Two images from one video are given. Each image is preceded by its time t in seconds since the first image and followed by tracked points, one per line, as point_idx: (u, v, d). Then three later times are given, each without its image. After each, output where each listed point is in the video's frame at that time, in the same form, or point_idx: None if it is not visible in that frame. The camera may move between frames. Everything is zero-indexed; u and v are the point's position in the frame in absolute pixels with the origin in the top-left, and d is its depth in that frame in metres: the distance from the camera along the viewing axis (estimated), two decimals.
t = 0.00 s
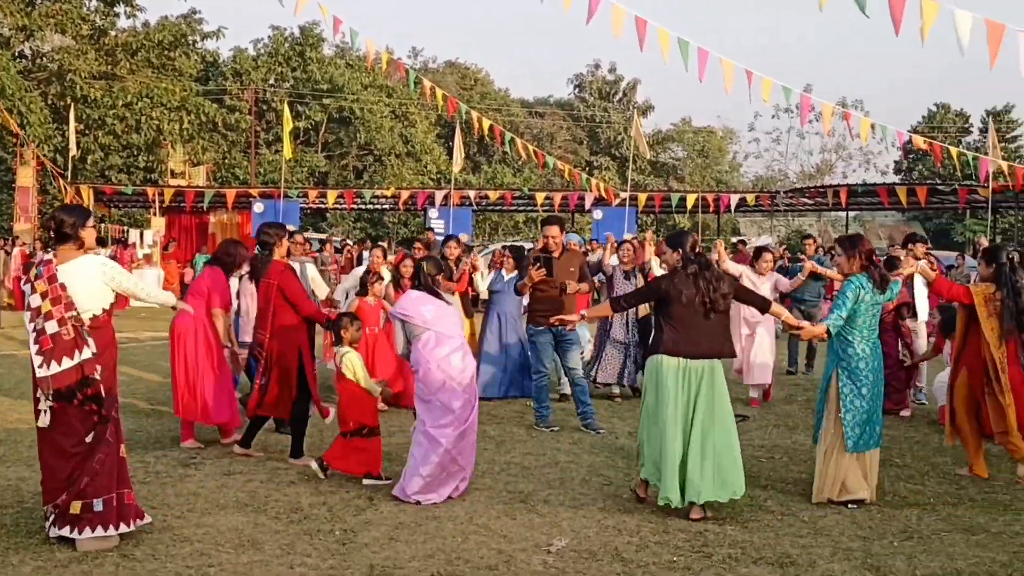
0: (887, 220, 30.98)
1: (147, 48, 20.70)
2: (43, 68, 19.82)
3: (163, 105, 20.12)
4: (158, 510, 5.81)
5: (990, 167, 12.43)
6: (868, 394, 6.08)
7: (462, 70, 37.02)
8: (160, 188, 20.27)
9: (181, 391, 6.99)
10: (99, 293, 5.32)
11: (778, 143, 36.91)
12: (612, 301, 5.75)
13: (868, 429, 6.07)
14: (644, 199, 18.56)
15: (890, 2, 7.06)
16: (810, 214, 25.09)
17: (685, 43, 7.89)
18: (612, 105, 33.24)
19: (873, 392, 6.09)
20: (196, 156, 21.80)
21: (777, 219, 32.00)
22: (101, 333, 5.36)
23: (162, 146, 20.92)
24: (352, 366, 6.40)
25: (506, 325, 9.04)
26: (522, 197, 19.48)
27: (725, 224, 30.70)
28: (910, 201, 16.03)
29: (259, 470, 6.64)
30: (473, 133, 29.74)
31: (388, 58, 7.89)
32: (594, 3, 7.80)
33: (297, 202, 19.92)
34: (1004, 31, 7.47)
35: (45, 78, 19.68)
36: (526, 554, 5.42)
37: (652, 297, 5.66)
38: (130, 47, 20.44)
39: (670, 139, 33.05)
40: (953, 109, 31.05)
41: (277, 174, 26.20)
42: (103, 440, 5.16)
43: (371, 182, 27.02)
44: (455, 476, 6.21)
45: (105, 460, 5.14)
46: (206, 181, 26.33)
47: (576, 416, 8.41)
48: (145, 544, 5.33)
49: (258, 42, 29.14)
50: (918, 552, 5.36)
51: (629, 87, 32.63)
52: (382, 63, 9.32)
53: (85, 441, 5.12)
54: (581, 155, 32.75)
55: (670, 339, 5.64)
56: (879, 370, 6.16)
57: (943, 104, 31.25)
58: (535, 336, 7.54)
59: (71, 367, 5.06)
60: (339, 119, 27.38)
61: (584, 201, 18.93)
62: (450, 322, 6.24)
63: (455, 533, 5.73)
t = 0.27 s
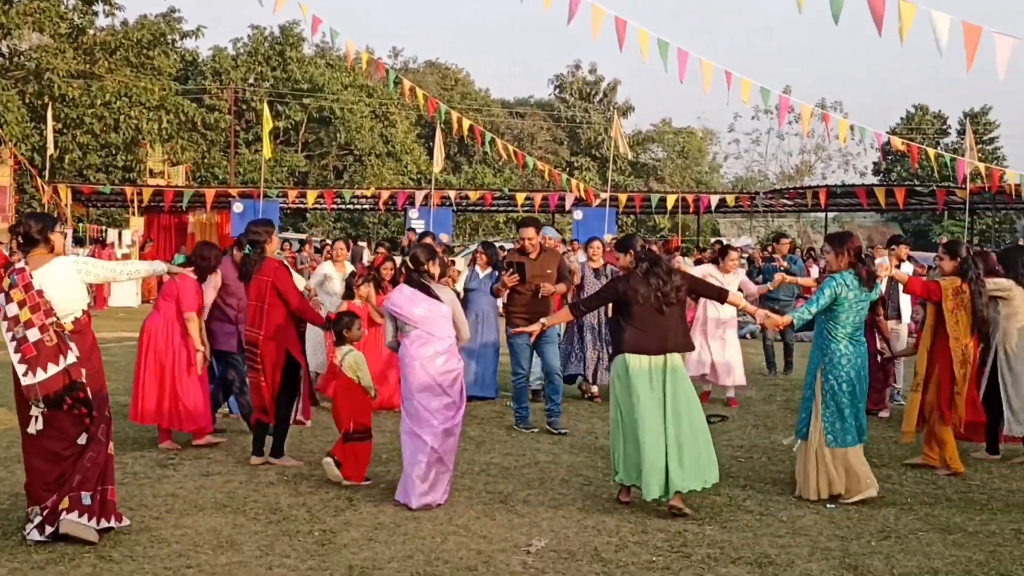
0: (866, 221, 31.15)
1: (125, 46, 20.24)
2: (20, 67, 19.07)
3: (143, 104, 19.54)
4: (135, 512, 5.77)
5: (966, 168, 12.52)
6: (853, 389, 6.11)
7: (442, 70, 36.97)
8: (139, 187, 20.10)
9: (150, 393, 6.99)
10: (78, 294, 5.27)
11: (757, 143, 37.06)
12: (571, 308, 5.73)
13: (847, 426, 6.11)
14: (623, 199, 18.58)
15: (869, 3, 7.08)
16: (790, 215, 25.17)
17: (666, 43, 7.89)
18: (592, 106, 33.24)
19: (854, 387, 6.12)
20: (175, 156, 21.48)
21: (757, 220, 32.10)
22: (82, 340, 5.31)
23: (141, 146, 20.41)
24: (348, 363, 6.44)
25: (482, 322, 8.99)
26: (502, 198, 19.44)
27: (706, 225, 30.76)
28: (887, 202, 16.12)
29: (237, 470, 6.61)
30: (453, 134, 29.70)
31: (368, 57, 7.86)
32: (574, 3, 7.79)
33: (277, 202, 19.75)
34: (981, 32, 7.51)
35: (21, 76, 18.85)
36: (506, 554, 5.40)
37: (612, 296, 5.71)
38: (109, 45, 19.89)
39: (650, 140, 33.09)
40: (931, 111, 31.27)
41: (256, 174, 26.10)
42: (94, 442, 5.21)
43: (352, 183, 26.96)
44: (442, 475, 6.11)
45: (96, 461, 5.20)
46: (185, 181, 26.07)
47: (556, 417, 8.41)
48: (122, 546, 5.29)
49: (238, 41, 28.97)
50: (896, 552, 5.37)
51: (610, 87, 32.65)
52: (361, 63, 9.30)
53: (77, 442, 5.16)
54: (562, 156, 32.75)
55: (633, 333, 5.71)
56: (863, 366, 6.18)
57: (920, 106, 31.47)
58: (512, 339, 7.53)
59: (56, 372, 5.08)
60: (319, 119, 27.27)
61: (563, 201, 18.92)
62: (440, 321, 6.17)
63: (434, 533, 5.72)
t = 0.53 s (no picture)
0: (850, 221, 31.25)
1: (110, 43, 20.23)
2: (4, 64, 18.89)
3: (128, 103, 19.48)
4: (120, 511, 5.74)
5: (950, 168, 12.57)
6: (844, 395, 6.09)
7: (428, 69, 36.90)
8: (125, 186, 19.92)
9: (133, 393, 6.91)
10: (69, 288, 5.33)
11: (743, 143, 37.15)
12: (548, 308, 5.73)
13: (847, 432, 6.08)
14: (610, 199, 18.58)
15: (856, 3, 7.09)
16: (775, 214, 25.22)
17: (652, 42, 7.88)
18: (578, 105, 33.20)
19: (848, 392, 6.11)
20: (160, 154, 21.36)
21: (742, 219, 32.16)
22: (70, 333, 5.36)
23: (126, 143, 20.26)
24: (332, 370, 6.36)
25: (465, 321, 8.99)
26: (489, 196, 19.40)
27: (692, 224, 30.77)
28: (872, 201, 16.18)
29: (222, 470, 6.57)
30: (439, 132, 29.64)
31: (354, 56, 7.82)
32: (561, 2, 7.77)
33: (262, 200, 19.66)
34: (966, 32, 7.54)
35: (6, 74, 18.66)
36: (491, 553, 5.38)
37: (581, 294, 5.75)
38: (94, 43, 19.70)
39: (636, 139, 33.08)
40: (915, 111, 31.39)
41: (241, 172, 26.03)
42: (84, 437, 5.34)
43: (338, 181, 26.88)
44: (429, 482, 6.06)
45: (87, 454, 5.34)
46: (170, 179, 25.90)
47: (543, 416, 8.40)
48: (106, 545, 5.25)
49: (223, 39, 28.82)
50: (881, 550, 5.37)
51: (596, 86, 32.62)
52: (349, 61, 9.27)
53: (69, 437, 5.27)
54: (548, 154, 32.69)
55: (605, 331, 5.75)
56: (856, 373, 6.17)
57: (904, 106, 31.61)
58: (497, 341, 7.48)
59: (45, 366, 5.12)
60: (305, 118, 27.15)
61: (550, 200, 18.90)
62: (428, 327, 6.19)
63: (420, 532, 5.69)
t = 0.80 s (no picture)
0: (834, 220, 31.36)
1: (93, 41, 20.17)
2: None
3: (111, 101, 19.43)
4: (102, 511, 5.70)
5: (933, 168, 12.62)
6: (827, 383, 6.11)
7: (413, 68, 36.85)
8: (108, 184, 19.79)
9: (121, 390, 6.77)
10: (73, 288, 5.41)
11: (727, 142, 37.24)
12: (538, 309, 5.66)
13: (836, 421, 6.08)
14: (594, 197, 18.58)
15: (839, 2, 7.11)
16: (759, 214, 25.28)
17: (637, 41, 7.89)
18: (563, 104, 33.20)
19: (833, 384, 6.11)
20: (143, 152, 21.27)
21: (727, 219, 32.23)
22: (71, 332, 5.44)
23: (109, 141, 20.16)
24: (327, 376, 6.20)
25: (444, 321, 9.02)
26: (474, 195, 19.38)
27: (676, 223, 30.82)
28: (856, 201, 16.23)
29: (204, 470, 6.54)
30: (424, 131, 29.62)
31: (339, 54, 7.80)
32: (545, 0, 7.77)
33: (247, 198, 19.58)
34: (949, 32, 7.58)
35: None
36: (475, 552, 5.35)
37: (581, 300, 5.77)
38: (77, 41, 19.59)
39: (621, 138, 33.10)
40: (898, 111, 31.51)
41: (225, 170, 25.98)
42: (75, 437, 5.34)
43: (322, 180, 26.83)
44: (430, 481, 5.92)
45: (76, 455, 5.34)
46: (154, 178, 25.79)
47: (528, 415, 8.38)
48: (88, 545, 5.21)
49: (207, 37, 28.73)
50: (864, 548, 5.37)
51: (581, 85, 32.62)
52: (333, 59, 9.23)
53: (61, 435, 5.28)
54: (533, 153, 32.69)
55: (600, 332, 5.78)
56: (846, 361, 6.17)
57: (887, 106, 31.71)
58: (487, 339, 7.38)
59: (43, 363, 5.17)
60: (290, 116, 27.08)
61: (535, 199, 18.89)
62: (434, 329, 5.96)
63: (404, 531, 5.66)
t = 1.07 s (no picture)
0: (812, 221, 31.49)
1: (70, 39, 19.98)
2: None
3: (88, 99, 19.31)
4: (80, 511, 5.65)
5: (910, 169, 12.69)
6: (800, 383, 6.16)
7: (393, 68, 36.76)
8: (86, 183, 19.61)
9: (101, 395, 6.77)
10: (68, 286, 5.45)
11: (707, 143, 37.35)
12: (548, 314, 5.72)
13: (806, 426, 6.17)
14: (574, 198, 18.59)
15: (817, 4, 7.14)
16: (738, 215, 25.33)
17: (616, 42, 7.90)
18: (543, 104, 33.18)
19: (807, 383, 6.15)
20: (121, 151, 21.15)
21: (706, 220, 32.33)
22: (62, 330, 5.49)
23: (86, 140, 20.03)
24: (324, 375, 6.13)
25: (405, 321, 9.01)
26: (453, 195, 19.36)
27: (655, 224, 30.88)
28: (834, 201, 16.31)
29: (181, 470, 6.50)
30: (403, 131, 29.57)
31: (318, 53, 7.77)
32: None
33: (225, 197, 19.47)
34: (925, 34, 7.63)
35: None
36: (454, 552, 5.33)
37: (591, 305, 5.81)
38: (55, 39, 19.45)
39: (601, 138, 33.13)
40: (876, 112, 31.64)
41: (204, 170, 25.90)
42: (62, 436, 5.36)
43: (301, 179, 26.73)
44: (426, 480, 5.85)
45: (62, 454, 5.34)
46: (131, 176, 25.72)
47: (508, 415, 8.37)
48: (64, 546, 5.17)
49: (186, 36, 28.59)
50: (841, 548, 5.38)
51: (561, 86, 32.59)
52: (312, 59, 9.18)
53: (47, 432, 5.28)
54: (513, 153, 32.70)
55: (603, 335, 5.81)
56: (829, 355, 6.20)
57: (865, 107, 31.85)
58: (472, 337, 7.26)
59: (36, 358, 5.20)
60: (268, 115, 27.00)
61: (514, 199, 18.88)
62: (434, 322, 5.95)
63: (382, 531, 5.62)
